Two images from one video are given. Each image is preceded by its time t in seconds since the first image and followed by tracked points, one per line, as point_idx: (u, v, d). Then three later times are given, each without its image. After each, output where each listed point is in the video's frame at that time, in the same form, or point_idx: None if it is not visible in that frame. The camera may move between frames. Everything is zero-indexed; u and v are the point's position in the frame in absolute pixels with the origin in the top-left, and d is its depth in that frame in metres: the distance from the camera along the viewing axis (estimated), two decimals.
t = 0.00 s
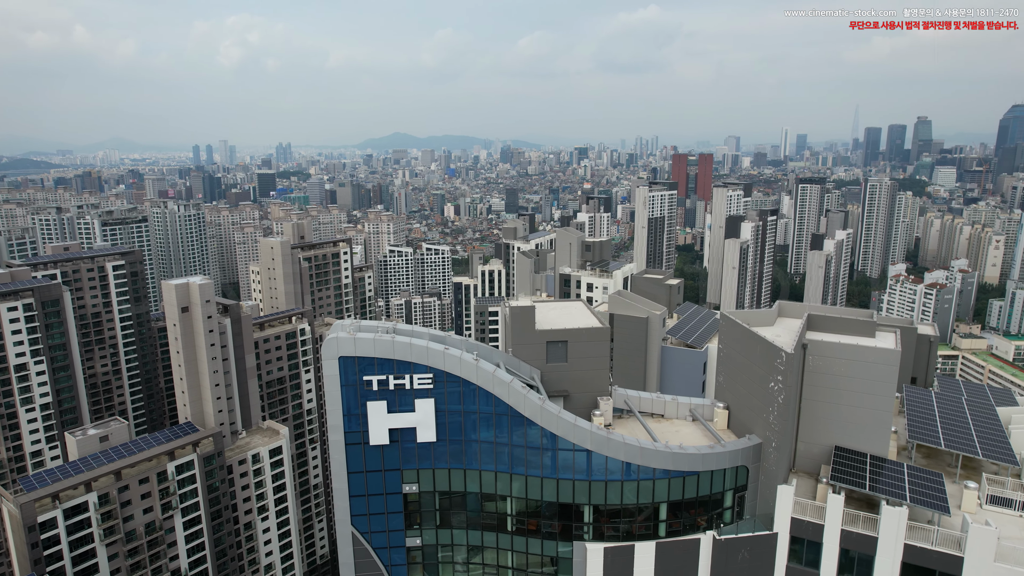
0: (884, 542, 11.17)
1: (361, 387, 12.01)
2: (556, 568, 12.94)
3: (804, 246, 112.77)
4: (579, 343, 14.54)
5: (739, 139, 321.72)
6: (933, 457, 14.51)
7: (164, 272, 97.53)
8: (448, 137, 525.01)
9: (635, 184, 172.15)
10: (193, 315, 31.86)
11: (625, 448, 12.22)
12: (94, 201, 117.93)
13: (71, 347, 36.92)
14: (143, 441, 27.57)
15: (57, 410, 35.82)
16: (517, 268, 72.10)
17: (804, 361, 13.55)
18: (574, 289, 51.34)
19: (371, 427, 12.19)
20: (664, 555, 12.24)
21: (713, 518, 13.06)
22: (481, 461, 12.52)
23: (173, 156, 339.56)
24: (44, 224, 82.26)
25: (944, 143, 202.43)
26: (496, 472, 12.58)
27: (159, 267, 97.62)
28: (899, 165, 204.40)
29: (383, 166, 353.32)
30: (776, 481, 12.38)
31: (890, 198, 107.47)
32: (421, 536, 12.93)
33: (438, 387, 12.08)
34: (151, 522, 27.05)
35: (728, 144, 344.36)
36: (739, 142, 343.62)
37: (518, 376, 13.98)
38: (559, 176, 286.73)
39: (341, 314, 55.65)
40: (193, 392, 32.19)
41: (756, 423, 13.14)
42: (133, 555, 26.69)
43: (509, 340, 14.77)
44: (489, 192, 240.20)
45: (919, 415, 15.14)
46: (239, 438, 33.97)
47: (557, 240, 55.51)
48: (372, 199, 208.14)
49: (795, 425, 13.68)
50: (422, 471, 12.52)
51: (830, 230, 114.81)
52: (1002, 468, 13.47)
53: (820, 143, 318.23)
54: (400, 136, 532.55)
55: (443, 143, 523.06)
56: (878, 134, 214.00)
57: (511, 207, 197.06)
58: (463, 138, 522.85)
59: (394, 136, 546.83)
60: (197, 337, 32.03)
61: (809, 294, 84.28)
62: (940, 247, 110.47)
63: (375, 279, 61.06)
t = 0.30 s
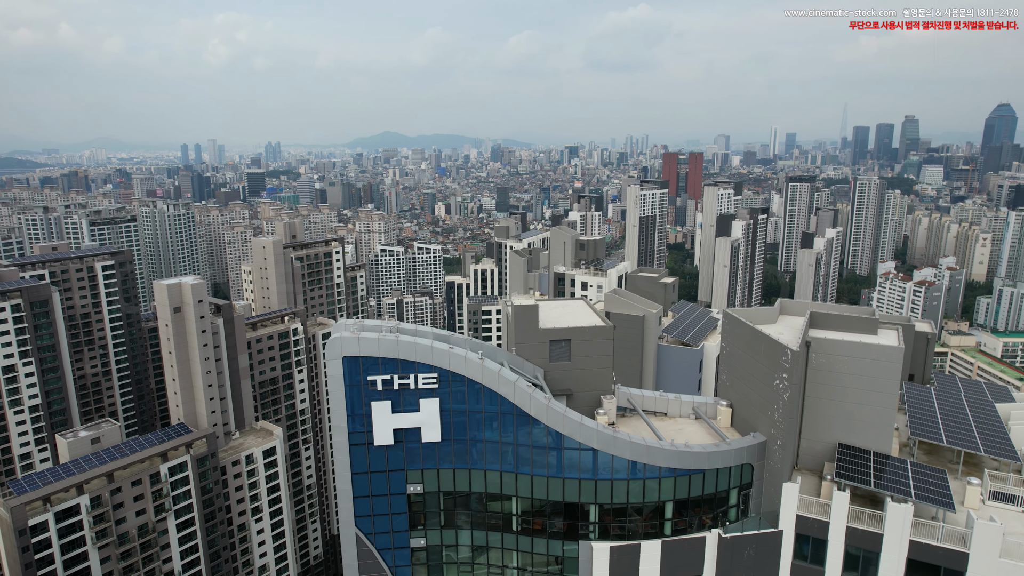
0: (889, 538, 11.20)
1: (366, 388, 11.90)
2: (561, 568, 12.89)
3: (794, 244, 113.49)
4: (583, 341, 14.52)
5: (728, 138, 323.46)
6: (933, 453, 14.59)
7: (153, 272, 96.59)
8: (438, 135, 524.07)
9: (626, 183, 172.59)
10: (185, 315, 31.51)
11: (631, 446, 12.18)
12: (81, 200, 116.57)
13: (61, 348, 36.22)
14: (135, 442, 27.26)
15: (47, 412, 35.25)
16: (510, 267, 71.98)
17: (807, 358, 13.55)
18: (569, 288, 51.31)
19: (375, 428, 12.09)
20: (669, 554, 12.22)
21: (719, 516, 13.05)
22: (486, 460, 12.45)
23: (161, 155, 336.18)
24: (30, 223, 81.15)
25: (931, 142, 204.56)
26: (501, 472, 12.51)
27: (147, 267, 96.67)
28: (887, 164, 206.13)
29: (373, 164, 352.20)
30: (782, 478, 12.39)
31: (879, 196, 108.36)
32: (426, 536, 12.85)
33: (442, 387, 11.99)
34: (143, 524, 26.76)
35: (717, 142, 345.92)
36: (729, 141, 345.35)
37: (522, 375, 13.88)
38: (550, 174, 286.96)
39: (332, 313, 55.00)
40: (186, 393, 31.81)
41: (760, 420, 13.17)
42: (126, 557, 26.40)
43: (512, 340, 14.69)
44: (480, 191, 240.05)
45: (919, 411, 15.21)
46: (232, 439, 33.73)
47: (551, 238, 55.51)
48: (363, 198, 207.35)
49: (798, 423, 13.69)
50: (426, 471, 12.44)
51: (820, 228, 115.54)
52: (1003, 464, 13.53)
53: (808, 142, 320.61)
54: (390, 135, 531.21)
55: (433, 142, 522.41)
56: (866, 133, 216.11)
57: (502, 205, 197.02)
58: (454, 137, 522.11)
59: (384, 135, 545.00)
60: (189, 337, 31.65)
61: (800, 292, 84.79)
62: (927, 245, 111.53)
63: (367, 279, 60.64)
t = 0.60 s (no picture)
0: (894, 534, 11.23)
1: (370, 387, 11.82)
2: (567, 568, 12.82)
3: (785, 243, 114.11)
4: (586, 340, 14.52)
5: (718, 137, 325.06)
6: (935, 450, 14.66)
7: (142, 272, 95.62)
8: (428, 135, 522.74)
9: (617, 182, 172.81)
10: (177, 315, 31.16)
11: (637, 445, 12.15)
12: (67, 200, 115.06)
13: (50, 349, 35.79)
14: (128, 444, 26.89)
15: (36, 414, 34.76)
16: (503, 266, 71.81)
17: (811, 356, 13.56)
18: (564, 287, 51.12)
19: (379, 428, 12.01)
20: (676, 552, 12.18)
21: (724, 514, 13.04)
22: (491, 460, 12.39)
23: (149, 154, 332.79)
24: (16, 223, 79.99)
25: (917, 141, 206.84)
26: (506, 472, 12.45)
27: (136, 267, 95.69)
28: (875, 163, 208.06)
29: (363, 163, 350.83)
30: (786, 476, 12.41)
31: (868, 195, 109.18)
32: (430, 537, 12.77)
33: (448, 386, 11.93)
34: (136, 526, 26.42)
35: (707, 142, 347.55)
36: (718, 140, 347.09)
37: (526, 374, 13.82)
38: (540, 173, 287.14)
39: (325, 313, 54.36)
40: (178, 394, 31.42)
41: (765, 417, 13.16)
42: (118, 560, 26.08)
43: (515, 340, 14.63)
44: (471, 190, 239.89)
45: (921, 409, 15.27)
46: (225, 440, 33.46)
47: (545, 237, 55.26)
48: (353, 198, 206.56)
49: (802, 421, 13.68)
50: (431, 472, 12.36)
51: (810, 226, 116.19)
52: (1006, 459, 13.61)
53: (797, 141, 323.12)
54: (379, 134, 529.04)
55: (423, 141, 521.39)
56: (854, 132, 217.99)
57: (493, 204, 196.88)
58: (444, 136, 521.12)
59: (374, 134, 542.75)
60: (182, 338, 31.32)
61: (791, 290, 85.26)
62: (916, 243, 112.52)
63: (359, 279, 60.21)
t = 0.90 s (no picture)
0: (899, 531, 11.25)
1: (374, 387, 11.74)
2: (573, 568, 12.77)
3: (775, 241, 114.68)
4: (589, 338, 14.50)
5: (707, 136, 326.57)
6: (935, 447, 14.75)
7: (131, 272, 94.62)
8: (418, 134, 521.39)
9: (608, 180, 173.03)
10: (170, 316, 30.85)
11: (643, 444, 12.11)
12: (52, 199, 113.49)
13: (39, 351, 35.38)
14: (120, 445, 26.55)
15: (25, 417, 34.32)
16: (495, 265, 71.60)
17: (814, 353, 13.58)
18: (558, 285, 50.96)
19: (385, 428, 11.93)
20: (681, 551, 12.17)
21: (729, 512, 13.05)
22: (496, 459, 12.34)
23: (136, 153, 329.40)
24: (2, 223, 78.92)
25: (905, 140, 208.80)
26: (512, 471, 12.40)
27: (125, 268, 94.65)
28: (863, 161, 209.74)
29: (353, 162, 349.42)
30: (792, 473, 12.42)
31: (857, 193, 109.93)
32: (435, 537, 12.70)
33: (453, 386, 11.88)
34: (128, 529, 26.16)
35: (697, 140, 349.00)
36: (708, 139, 348.61)
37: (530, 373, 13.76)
38: (531, 172, 287.13)
39: (317, 313, 54.17)
40: (171, 395, 31.08)
41: (769, 415, 13.17)
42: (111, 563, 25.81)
43: (518, 339, 14.57)
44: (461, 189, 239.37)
45: (921, 406, 15.30)
46: (218, 441, 33.21)
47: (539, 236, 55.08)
48: (343, 197, 205.63)
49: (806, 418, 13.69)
50: (436, 472, 12.29)
51: (800, 225, 116.86)
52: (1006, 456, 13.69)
53: (785, 140, 325.31)
54: (369, 132, 527.09)
55: (413, 140, 520.08)
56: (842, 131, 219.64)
57: (484, 203, 196.63)
58: (434, 135, 520.20)
59: (364, 133, 540.84)
60: (174, 338, 31.02)
61: (782, 287, 85.69)
62: (904, 241, 113.44)
63: (351, 279, 59.83)
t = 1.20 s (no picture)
0: (904, 527, 11.29)
1: (379, 387, 11.64)
2: (579, 568, 12.72)
3: (766, 239, 115.36)
4: (592, 337, 14.47)
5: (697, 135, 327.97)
6: (936, 443, 14.84)
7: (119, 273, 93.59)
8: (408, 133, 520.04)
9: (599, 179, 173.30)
10: (161, 316, 30.53)
11: (649, 442, 12.10)
12: (37, 199, 111.95)
13: (27, 353, 34.95)
14: (112, 447, 26.25)
15: (12, 420, 33.86)
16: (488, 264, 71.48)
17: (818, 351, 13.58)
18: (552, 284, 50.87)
19: (390, 428, 11.83)
20: (686, 549, 12.16)
21: (733, 509, 13.07)
22: (502, 459, 12.28)
23: (123, 152, 326.01)
24: None
25: (893, 138, 210.83)
26: (518, 471, 12.35)
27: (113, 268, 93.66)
28: (852, 160, 211.50)
29: (343, 161, 347.96)
30: (796, 470, 12.46)
31: (847, 192, 110.73)
32: (441, 538, 12.62)
33: (458, 385, 11.80)
34: (121, 531, 25.85)
35: (687, 139, 350.55)
36: (698, 137, 350.21)
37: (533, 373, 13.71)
38: (522, 171, 287.10)
39: (310, 313, 53.84)
40: (163, 396, 30.67)
41: (774, 413, 13.19)
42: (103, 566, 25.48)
43: (521, 338, 14.51)
44: (452, 188, 238.94)
45: (921, 403, 15.34)
46: (212, 441, 32.95)
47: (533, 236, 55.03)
48: (333, 196, 204.70)
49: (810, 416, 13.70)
50: (441, 472, 12.22)
51: (790, 223, 117.51)
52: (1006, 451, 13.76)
53: (774, 139, 327.42)
54: (359, 131, 525.66)
55: (403, 139, 519.27)
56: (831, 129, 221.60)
57: (474, 202, 196.45)
58: (424, 135, 519.12)
59: (354, 132, 538.86)
60: (167, 339, 30.69)
61: (773, 286, 86.09)
62: (893, 239, 114.39)
63: (343, 278, 59.35)
